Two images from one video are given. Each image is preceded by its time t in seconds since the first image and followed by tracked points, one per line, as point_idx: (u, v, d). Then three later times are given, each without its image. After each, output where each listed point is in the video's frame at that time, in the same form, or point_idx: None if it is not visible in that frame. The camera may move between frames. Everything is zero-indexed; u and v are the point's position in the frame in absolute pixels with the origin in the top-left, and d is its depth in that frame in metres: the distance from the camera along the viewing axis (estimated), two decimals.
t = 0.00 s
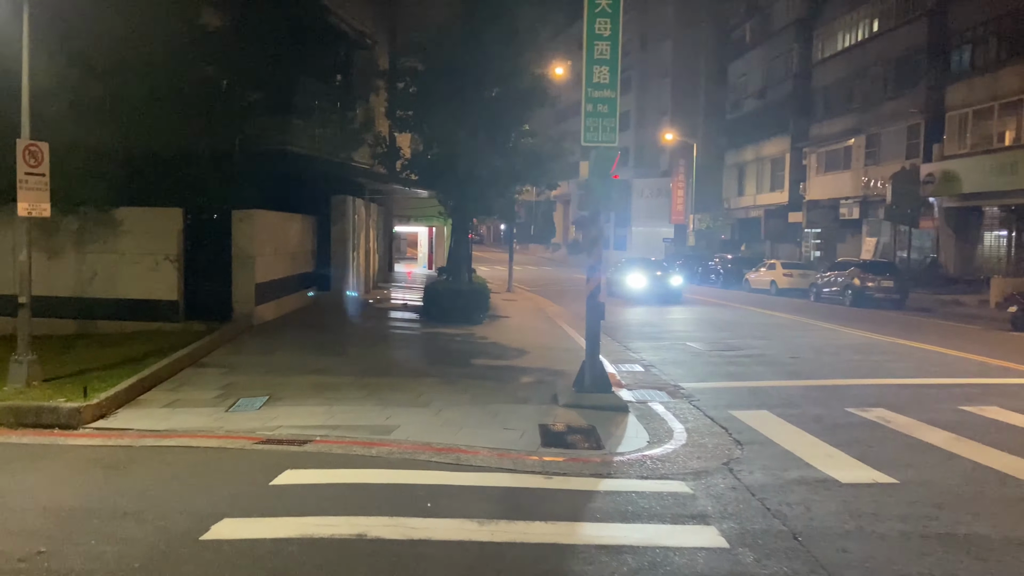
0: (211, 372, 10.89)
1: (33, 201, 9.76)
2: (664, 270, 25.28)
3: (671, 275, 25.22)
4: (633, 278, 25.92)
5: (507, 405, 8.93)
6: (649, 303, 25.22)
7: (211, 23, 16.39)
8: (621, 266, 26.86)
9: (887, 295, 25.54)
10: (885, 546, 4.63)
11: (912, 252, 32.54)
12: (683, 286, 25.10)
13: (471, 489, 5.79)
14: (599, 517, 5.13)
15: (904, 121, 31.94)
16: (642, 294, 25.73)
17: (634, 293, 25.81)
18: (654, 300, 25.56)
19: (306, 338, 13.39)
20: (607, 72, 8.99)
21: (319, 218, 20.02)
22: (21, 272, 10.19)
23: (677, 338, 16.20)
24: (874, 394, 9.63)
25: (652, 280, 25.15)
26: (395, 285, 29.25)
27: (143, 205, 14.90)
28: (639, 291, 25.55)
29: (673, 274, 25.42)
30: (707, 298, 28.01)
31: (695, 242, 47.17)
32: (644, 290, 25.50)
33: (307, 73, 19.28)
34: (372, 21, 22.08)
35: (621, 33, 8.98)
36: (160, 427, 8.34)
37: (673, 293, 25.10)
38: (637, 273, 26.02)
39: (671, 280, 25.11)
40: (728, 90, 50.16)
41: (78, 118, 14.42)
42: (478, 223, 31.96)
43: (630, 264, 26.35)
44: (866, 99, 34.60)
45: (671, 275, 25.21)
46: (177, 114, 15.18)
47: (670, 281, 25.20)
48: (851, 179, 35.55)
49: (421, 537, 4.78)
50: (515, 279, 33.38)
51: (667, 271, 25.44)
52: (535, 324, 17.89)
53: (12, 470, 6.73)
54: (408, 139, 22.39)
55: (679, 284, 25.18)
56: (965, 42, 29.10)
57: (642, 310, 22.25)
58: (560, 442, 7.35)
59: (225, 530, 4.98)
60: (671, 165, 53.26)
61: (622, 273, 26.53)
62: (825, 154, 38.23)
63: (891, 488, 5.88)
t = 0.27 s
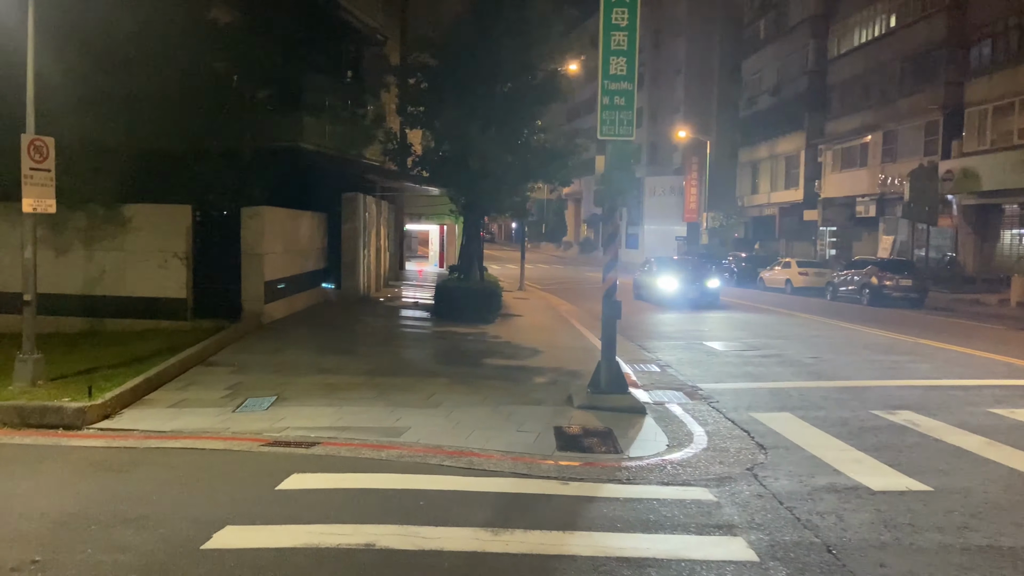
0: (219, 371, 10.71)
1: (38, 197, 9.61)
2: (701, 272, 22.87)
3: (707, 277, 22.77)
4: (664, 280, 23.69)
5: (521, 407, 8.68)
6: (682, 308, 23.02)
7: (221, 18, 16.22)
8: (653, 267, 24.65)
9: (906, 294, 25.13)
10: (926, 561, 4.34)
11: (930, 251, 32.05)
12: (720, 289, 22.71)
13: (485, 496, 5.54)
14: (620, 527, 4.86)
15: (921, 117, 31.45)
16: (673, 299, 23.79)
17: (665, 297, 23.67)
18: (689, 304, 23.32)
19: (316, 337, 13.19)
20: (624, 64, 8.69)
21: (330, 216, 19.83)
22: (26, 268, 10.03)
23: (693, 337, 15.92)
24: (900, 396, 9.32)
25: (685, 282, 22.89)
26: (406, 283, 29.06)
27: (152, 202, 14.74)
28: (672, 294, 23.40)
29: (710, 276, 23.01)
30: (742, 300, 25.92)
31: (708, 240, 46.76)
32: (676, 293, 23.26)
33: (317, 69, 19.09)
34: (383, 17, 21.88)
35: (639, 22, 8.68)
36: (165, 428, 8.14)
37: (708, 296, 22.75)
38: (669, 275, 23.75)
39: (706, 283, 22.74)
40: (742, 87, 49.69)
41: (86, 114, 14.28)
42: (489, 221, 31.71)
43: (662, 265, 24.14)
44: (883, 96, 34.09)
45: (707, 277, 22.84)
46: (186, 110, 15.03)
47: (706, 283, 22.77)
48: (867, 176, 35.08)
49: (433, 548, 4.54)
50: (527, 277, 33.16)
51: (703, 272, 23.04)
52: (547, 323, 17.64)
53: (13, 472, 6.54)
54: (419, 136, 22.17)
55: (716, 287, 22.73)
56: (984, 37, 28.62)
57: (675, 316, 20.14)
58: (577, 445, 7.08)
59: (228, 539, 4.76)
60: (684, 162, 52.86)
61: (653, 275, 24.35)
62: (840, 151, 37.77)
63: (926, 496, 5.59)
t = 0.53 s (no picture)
0: (227, 370, 10.48)
1: (43, 191, 9.41)
2: (742, 274, 20.08)
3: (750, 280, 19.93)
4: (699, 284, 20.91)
5: (537, 408, 8.39)
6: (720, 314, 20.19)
7: (231, 12, 16.01)
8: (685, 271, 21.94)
9: (925, 293, 24.70)
10: None
11: (950, 249, 31.56)
12: (764, 293, 19.90)
13: (501, 504, 5.25)
14: (645, 539, 4.56)
15: (941, 114, 30.94)
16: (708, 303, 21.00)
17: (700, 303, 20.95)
18: (728, 310, 20.58)
19: (326, 336, 12.97)
20: (644, 53, 8.33)
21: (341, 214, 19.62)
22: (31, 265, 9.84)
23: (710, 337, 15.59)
24: (929, 398, 9.01)
25: (723, 286, 20.12)
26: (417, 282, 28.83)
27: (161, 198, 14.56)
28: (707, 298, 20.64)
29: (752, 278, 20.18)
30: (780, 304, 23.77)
31: (723, 239, 46.34)
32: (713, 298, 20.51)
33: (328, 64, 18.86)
34: (394, 12, 21.64)
35: (659, 9, 8.29)
36: (170, 429, 7.91)
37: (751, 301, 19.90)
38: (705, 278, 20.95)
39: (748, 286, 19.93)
40: (757, 84, 49.19)
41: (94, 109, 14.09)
42: (501, 219, 31.43)
43: (697, 267, 21.41)
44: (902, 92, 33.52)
45: (749, 279, 20.02)
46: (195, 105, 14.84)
47: (748, 286, 19.91)
48: (885, 173, 34.60)
49: (446, 561, 4.26)
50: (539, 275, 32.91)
51: (745, 275, 20.18)
52: (561, 321, 17.36)
53: (12, 475, 6.32)
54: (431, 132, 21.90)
55: (760, 290, 19.88)
56: (1006, 32, 28.08)
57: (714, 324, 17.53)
58: (596, 449, 6.79)
59: (230, 549, 4.51)
60: (698, 160, 52.43)
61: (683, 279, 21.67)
62: (857, 148, 37.28)
63: (969, 507, 5.28)
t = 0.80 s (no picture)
0: (238, 373, 10.21)
1: (50, 189, 9.17)
2: (799, 282, 17.02)
3: (813, 288, 16.48)
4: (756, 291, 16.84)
5: (558, 414, 8.05)
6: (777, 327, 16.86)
7: (244, 8, 15.76)
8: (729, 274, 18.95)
9: (951, 294, 24.14)
10: None
11: (975, 249, 30.91)
12: (830, 303, 16.32)
13: (524, 520, 4.92)
14: (681, 562, 4.22)
15: (965, 111, 30.30)
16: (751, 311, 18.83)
17: (756, 316, 16.63)
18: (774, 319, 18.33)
19: (339, 337, 12.70)
20: (671, 44, 7.95)
21: (354, 213, 19.36)
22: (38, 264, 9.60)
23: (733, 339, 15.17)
24: (969, 405, 8.60)
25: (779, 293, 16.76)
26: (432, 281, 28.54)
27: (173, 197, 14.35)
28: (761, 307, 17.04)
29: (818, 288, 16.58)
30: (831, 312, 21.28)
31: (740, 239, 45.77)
32: (773, 312, 16.36)
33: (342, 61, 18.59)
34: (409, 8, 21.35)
35: None
36: (178, 435, 7.64)
37: (818, 314, 16.21)
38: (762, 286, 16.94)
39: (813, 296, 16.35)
40: (775, 81, 48.57)
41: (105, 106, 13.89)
42: (516, 218, 31.09)
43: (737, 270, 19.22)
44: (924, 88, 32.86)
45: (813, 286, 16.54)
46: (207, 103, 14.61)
47: (813, 296, 16.33)
48: (907, 172, 33.99)
49: None
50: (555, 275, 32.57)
51: (802, 282, 17.06)
52: (579, 322, 17.02)
53: (13, 485, 6.06)
54: (446, 130, 21.58)
55: (827, 300, 16.35)
56: None
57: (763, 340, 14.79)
58: (622, 459, 6.44)
59: (235, 570, 4.21)
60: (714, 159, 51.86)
61: (728, 284, 18.66)
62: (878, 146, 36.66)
63: None
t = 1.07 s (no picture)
0: (249, 374, 9.98)
1: (58, 186, 8.98)
2: (869, 291, 14.08)
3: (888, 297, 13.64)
4: (820, 301, 13.79)
5: (579, 419, 7.76)
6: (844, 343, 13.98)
7: (256, 4, 15.58)
8: (781, 280, 16.02)
9: (974, 294, 23.64)
10: None
11: (997, 248, 30.34)
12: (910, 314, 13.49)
13: (549, 534, 4.65)
14: None
15: (987, 109, 29.72)
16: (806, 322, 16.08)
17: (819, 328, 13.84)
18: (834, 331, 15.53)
19: (352, 337, 12.47)
20: (696, 34, 7.66)
21: (367, 212, 19.15)
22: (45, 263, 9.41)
23: (754, 340, 14.84)
24: (1005, 410, 8.26)
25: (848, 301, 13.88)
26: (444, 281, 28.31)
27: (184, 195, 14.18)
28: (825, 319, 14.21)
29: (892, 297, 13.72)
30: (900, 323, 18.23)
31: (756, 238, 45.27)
32: (839, 325, 13.48)
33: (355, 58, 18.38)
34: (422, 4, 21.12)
35: None
36: (187, 438, 7.42)
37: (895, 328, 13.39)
38: (827, 294, 13.89)
39: (887, 306, 13.48)
40: (791, 79, 48.03)
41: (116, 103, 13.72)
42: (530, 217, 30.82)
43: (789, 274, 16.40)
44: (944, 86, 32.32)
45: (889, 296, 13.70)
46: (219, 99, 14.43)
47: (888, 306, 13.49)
48: (927, 170, 33.48)
49: None
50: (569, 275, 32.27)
51: (872, 289, 14.15)
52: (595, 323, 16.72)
53: (15, 492, 5.84)
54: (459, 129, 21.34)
55: (905, 311, 13.52)
56: None
57: (832, 360, 11.90)
58: (647, 467, 6.15)
59: None
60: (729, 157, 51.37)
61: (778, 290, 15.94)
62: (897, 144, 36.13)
63: None
